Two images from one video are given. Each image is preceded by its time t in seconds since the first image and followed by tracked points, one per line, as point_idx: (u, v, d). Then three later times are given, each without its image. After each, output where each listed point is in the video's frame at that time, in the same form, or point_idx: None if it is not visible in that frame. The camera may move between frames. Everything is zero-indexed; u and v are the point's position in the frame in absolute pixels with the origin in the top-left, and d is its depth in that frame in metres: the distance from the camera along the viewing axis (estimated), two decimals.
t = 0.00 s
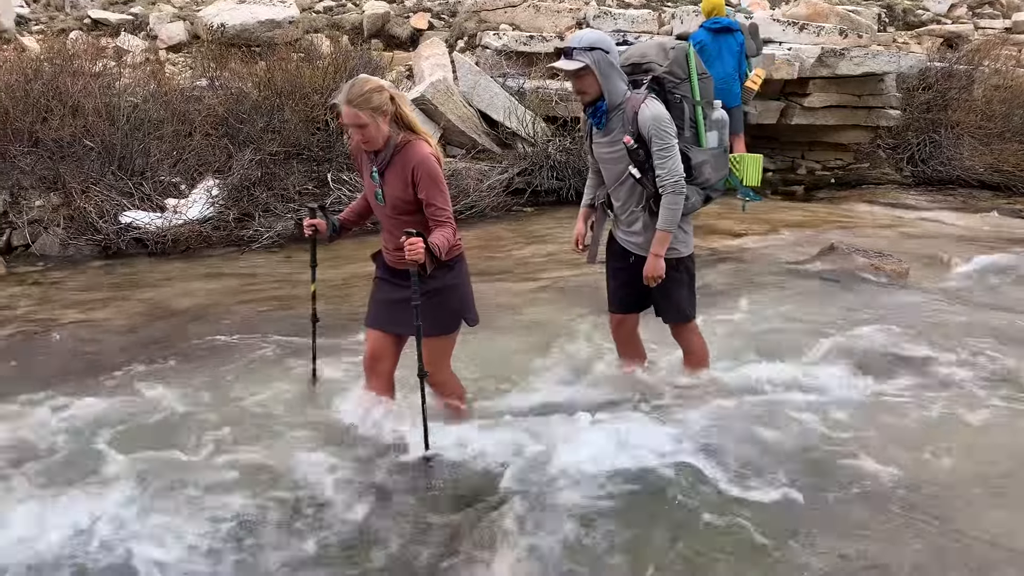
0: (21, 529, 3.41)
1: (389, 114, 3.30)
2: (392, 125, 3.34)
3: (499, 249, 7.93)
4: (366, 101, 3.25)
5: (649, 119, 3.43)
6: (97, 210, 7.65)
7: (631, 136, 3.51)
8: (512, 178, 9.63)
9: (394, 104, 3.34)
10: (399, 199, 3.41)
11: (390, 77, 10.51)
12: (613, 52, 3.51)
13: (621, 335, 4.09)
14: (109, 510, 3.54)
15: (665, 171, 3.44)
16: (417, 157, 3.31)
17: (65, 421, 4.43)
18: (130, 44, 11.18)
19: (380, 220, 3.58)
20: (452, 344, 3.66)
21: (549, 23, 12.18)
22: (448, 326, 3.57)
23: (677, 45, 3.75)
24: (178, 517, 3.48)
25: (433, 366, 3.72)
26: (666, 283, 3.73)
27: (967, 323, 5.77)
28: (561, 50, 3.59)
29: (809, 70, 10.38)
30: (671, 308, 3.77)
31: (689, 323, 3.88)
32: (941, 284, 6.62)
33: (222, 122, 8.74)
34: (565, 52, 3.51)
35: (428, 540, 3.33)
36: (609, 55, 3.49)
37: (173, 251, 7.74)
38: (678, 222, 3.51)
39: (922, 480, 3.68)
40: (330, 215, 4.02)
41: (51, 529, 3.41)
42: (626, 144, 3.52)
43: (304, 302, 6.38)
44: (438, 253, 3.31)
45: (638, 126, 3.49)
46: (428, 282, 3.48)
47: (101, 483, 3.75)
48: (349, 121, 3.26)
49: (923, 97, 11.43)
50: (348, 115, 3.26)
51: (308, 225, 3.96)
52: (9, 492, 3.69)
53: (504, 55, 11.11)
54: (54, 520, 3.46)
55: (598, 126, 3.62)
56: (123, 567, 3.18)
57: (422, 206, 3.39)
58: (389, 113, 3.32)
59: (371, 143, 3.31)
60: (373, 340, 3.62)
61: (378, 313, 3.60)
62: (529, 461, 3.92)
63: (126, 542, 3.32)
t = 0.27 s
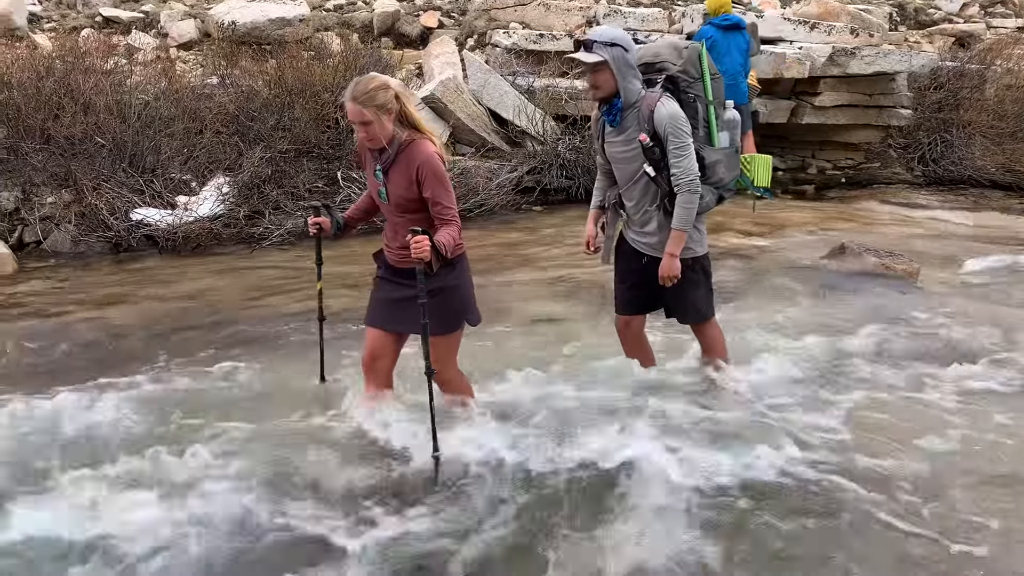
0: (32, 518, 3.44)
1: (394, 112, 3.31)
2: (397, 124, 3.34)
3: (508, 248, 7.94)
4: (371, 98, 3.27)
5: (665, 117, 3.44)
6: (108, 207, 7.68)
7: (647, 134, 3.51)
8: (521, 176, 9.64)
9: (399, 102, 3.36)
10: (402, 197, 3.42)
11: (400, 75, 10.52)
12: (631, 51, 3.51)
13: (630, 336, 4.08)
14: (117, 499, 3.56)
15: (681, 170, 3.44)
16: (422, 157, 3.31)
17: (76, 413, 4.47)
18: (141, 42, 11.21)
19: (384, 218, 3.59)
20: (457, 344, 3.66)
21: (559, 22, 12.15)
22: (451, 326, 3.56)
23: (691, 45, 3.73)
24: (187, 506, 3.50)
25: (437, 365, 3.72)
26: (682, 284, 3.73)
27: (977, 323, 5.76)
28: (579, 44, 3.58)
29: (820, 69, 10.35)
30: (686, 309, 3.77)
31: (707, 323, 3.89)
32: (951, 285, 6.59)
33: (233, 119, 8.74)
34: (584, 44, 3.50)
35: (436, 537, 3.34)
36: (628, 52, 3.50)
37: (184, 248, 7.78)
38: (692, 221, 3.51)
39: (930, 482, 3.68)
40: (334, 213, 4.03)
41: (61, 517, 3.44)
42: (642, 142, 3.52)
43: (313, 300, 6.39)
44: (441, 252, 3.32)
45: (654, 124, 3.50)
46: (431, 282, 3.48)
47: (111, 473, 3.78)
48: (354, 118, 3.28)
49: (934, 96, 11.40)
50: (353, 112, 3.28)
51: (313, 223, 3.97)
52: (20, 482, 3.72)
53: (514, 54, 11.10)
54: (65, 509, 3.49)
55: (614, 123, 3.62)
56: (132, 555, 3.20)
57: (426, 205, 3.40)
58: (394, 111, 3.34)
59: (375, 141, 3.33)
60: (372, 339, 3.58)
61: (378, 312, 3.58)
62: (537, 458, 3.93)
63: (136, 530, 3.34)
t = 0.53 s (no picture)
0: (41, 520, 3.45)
1: (392, 111, 3.29)
2: (394, 124, 3.32)
3: (515, 249, 7.94)
4: (369, 97, 3.22)
5: (688, 119, 3.45)
6: (116, 206, 7.70)
7: (668, 134, 3.51)
8: (528, 177, 9.64)
9: (395, 102, 3.33)
10: (399, 198, 3.38)
11: (408, 75, 10.54)
12: (658, 50, 3.52)
13: (640, 338, 4.06)
14: (127, 502, 3.58)
15: (701, 173, 3.44)
16: (420, 156, 3.30)
17: (85, 413, 4.49)
18: (150, 42, 11.26)
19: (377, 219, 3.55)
20: (457, 344, 3.66)
21: (567, 23, 12.13)
22: (450, 326, 3.57)
23: (710, 48, 3.76)
24: (196, 510, 3.51)
25: (438, 366, 3.71)
26: (696, 288, 3.73)
27: (986, 326, 5.73)
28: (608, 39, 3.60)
29: (828, 71, 10.34)
30: (701, 312, 3.77)
31: (722, 324, 3.88)
32: (959, 287, 6.57)
33: (241, 119, 8.78)
34: (612, 38, 3.52)
35: (443, 537, 3.34)
36: (654, 52, 3.49)
37: (192, 247, 7.81)
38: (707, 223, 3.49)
39: (939, 483, 3.66)
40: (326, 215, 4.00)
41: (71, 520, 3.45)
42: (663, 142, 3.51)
43: (320, 300, 6.40)
44: (440, 251, 3.30)
45: (675, 124, 3.50)
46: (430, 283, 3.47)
47: (120, 476, 3.79)
48: (353, 117, 3.23)
49: (943, 98, 11.37)
50: (351, 110, 3.22)
51: (304, 227, 3.93)
52: (30, 484, 3.74)
53: (522, 54, 11.10)
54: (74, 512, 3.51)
55: (633, 122, 3.63)
56: (141, 560, 3.21)
57: (422, 205, 3.38)
58: (391, 111, 3.31)
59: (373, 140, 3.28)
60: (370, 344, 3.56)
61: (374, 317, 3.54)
62: (542, 460, 3.93)
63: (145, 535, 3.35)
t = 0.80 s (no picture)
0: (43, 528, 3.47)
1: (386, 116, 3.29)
2: (388, 129, 3.32)
3: (518, 253, 7.94)
4: (365, 101, 3.23)
5: (699, 125, 3.45)
6: (120, 209, 7.71)
7: (679, 139, 3.52)
8: (532, 182, 9.65)
9: (388, 107, 3.33)
10: (394, 203, 3.37)
11: (412, 79, 10.56)
12: (674, 55, 3.53)
13: (644, 341, 4.06)
14: (129, 510, 3.59)
15: (711, 180, 3.45)
16: (415, 160, 3.29)
17: (87, 415, 4.50)
18: (155, 45, 11.29)
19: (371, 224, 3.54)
20: (457, 348, 3.67)
21: (571, 28, 12.14)
22: (450, 329, 3.58)
23: (723, 55, 3.74)
24: (197, 518, 3.52)
25: (438, 371, 3.72)
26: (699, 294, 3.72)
27: (989, 333, 5.72)
28: (622, 39, 3.59)
29: (833, 77, 10.34)
30: (706, 317, 3.77)
31: (723, 331, 3.88)
32: (963, 294, 6.56)
33: (245, 123, 8.80)
34: (628, 39, 3.51)
35: (443, 545, 3.34)
36: (670, 56, 3.50)
37: (196, 250, 7.82)
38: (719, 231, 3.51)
39: (941, 492, 3.65)
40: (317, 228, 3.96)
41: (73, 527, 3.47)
42: (674, 147, 3.52)
43: (324, 303, 6.41)
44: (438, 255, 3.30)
45: (687, 130, 3.50)
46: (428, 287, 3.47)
47: (123, 481, 3.81)
48: (348, 121, 3.22)
49: (946, 106, 11.36)
50: (346, 115, 3.22)
51: (298, 240, 3.90)
52: (32, 489, 3.75)
53: (526, 59, 11.12)
54: (76, 519, 3.52)
55: (644, 124, 3.61)
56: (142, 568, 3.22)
57: (418, 209, 3.37)
58: (385, 116, 3.31)
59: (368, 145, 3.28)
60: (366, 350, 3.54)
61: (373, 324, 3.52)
62: (543, 464, 3.93)
63: (146, 544, 3.36)
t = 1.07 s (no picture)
0: (38, 532, 3.45)
1: (383, 125, 3.28)
2: (385, 137, 3.32)
3: (518, 262, 7.95)
4: (360, 110, 3.22)
5: (700, 134, 3.45)
6: (120, 215, 7.73)
7: (680, 148, 3.51)
8: (531, 191, 9.66)
9: (385, 115, 3.32)
10: (393, 210, 3.38)
11: (413, 88, 10.58)
12: (674, 64, 3.54)
13: (642, 350, 4.06)
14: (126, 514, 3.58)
15: (713, 188, 3.46)
16: (412, 168, 3.30)
17: (86, 421, 4.49)
18: (157, 53, 11.32)
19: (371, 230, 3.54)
20: (459, 354, 3.68)
21: (572, 38, 12.17)
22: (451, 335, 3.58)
23: (717, 65, 3.79)
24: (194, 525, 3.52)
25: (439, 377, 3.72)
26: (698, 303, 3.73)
27: (987, 344, 5.72)
28: (622, 48, 3.60)
29: (832, 88, 10.37)
30: (705, 326, 3.77)
31: (722, 339, 3.88)
32: (962, 305, 6.58)
33: (246, 130, 8.81)
34: (629, 48, 3.52)
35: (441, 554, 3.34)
36: (670, 65, 3.50)
37: (196, 257, 7.85)
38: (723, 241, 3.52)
39: (938, 503, 3.64)
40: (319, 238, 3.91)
41: (70, 531, 3.45)
42: (675, 155, 3.52)
43: (323, 311, 6.41)
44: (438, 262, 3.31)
45: (686, 139, 3.49)
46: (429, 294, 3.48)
47: (120, 486, 3.80)
48: (344, 130, 3.22)
49: (945, 117, 11.39)
50: (342, 124, 3.22)
51: (301, 247, 3.83)
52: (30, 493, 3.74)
53: (526, 69, 11.15)
54: (74, 523, 3.51)
55: (643, 133, 3.61)
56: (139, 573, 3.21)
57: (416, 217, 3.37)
58: (381, 124, 3.30)
59: (364, 154, 3.28)
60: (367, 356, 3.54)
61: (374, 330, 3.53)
62: (541, 474, 3.93)
63: (142, 548, 3.36)
